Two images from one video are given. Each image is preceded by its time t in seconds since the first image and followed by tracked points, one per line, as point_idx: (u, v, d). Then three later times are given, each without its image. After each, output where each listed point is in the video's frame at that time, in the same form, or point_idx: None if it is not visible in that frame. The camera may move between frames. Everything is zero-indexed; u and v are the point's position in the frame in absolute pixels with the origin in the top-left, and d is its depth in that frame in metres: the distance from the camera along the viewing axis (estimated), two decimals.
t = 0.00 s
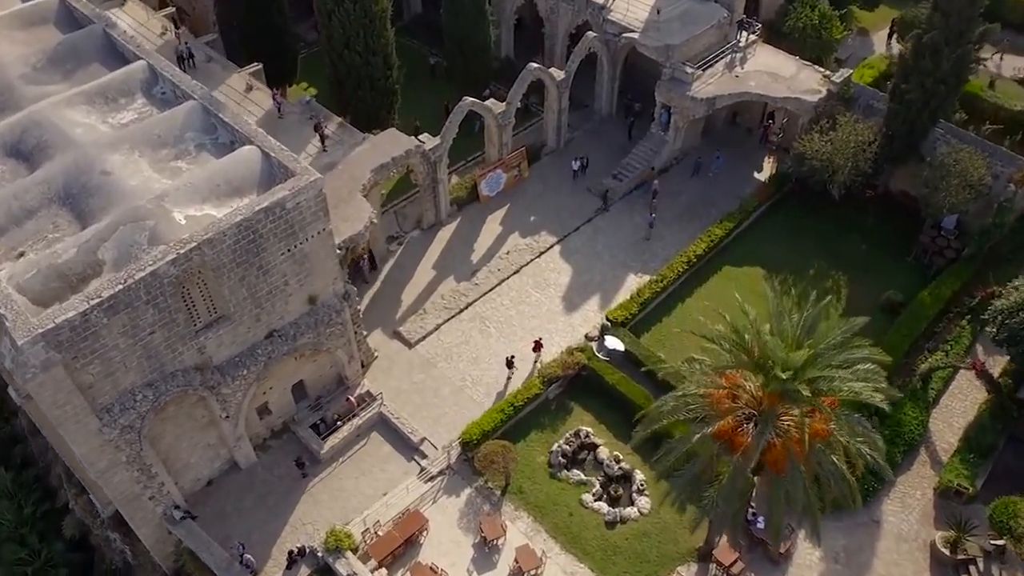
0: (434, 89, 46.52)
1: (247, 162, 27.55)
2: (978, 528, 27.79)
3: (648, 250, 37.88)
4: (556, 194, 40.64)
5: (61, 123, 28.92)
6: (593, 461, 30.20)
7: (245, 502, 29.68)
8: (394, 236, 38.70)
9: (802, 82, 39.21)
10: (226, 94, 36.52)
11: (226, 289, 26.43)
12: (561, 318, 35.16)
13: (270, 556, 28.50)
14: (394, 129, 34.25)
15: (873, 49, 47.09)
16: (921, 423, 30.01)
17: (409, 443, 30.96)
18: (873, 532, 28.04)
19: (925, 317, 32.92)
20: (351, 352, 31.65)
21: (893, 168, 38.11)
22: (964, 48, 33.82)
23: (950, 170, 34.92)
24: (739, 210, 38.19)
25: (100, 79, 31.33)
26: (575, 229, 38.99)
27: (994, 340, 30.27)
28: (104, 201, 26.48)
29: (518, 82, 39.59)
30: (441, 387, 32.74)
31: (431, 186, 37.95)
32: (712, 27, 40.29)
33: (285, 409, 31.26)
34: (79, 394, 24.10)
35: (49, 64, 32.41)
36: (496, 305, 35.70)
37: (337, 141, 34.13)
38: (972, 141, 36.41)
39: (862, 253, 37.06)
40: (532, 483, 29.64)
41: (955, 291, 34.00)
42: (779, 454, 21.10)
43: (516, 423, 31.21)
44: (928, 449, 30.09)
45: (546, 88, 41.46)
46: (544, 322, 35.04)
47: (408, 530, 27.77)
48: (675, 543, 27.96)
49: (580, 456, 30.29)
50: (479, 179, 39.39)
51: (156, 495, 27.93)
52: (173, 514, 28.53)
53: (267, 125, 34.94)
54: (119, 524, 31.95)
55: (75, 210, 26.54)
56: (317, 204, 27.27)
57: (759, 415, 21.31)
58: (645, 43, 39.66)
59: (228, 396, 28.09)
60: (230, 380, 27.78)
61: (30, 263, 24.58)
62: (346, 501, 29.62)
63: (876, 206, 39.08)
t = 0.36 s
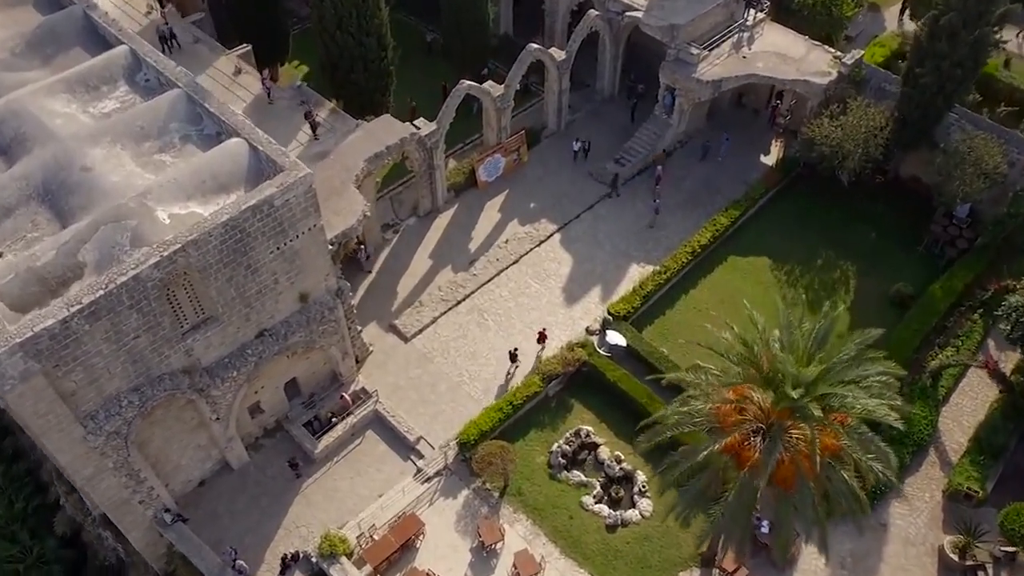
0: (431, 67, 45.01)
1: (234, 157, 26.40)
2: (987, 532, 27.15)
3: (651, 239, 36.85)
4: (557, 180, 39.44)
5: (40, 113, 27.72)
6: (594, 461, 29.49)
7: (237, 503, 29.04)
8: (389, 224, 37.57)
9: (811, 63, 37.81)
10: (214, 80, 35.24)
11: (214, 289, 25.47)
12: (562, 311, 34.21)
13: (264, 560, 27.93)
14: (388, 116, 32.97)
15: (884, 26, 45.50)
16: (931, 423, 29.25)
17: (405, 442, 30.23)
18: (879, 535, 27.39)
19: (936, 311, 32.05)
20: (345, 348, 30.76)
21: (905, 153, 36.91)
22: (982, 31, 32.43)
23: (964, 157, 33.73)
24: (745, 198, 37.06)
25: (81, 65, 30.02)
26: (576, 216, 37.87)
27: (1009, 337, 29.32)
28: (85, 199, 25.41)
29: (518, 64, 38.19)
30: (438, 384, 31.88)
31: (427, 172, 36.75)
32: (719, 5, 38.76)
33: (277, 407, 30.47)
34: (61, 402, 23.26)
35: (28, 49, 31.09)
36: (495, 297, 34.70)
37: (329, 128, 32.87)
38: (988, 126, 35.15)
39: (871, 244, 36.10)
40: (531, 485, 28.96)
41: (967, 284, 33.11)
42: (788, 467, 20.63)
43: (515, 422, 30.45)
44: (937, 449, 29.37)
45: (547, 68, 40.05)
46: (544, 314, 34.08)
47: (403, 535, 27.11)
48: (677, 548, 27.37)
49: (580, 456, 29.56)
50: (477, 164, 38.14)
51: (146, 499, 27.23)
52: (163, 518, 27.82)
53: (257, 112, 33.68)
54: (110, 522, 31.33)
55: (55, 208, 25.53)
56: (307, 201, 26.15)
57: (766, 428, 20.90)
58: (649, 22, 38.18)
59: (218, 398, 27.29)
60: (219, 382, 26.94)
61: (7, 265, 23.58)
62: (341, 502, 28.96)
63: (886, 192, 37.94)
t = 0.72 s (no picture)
0: (426, 46, 43.50)
1: (219, 154, 25.27)
2: (996, 539, 26.60)
3: (654, 230, 35.80)
4: (557, 167, 38.29)
5: (16, 107, 26.52)
6: (594, 464, 28.80)
7: (230, 509, 28.43)
8: (384, 214, 36.47)
9: (821, 46, 36.45)
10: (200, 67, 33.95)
11: (200, 295, 24.52)
12: (561, 306, 33.28)
13: (257, 567, 27.39)
14: (381, 105, 31.73)
15: (895, 3, 43.95)
16: (940, 426, 28.59)
17: (401, 445, 29.51)
18: (886, 542, 26.80)
19: (947, 309, 31.25)
20: (338, 348, 29.90)
21: (917, 141, 35.74)
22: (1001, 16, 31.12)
23: (979, 148, 32.61)
24: (751, 187, 35.98)
25: (60, 54, 28.72)
26: (577, 206, 36.75)
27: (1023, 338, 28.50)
28: (64, 200, 24.36)
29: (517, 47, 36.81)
30: (435, 383, 31.06)
31: (423, 161, 35.56)
32: None
33: (269, 408, 29.70)
34: (43, 415, 22.44)
35: (4, 36, 29.76)
36: (492, 291, 33.69)
37: (321, 118, 31.64)
38: (1003, 114, 33.98)
39: (880, 235, 35.15)
40: (530, 490, 28.27)
41: (979, 280, 32.26)
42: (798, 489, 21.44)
43: (513, 424, 29.67)
44: (946, 452, 28.72)
45: (547, 51, 38.68)
46: (544, 310, 33.15)
47: (399, 543, 26.47)
48: (679, 555, 26.79)
49: (580, 459, 28.85)
50: (475, 152, 36.93)
51: (135, 506, 26.53)
52: (153, 525, 27.15)
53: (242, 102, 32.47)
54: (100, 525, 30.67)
55: (33, 210, 24.48)
56: (296, 200, 25.12)
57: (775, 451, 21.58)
58: (654, 3, 36.73)
59: (208, 403, 26.51)
60: (208, 388, 26.15)
61: None
62: (335, 507, 28.35)
63: (896, 181, 36.83)
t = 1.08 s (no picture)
0: (421, 27, 41.93)
1: (204, 156, 24.16)
2: (1005, 550, 26.02)
3: (657, 223, 34.73)
4: (557, 156, 37.10)
5: None
6: (595, 470, 28.13)
7: (222, 516, 27.83)
8: (379, 206, 35.36)
9: (832, 30, 35.07)
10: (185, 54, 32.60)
11: (186, 304, 23.60)
12: (561, 303, 32.30)
13: None
14: (375, 96, 30.47)
15: None
16: (950, 431, 27.94)
17: (397, 450, 28.79)
18: (893, 553, 26.21)
19: (959, 308, 30.46)
20: (332, 350, 28.99)
21: (930, 131, 34.52)
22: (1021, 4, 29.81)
23: (995, 140, 31.46)
24: (757, 178, 34.84)
25: (37, 46, 27.45)
26: (577, 197, 35.63)
27: None
28: (42, 206, 23.35)
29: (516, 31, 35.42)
30: (431, 384, 30.23)
31: (419, 151, 34.36)
32: None
33: (261, 412, 28.93)
34: (23, 433, 21.67)
35: None
36: (490, 288, 32.69)
37: (312, 110, 30.41)
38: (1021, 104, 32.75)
39: (889, 229, 34.12)
40: (528, 497, 27.62)
41: (992, 277, 31.30)
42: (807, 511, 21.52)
43: (511, 428, 28.93)
44: (956, 458, 28.06)
45: (547, 34, 37.27)
46: (543, 308, 32.18)
47: (394, 553, 25.87)
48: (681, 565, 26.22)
49: (581, 465, 28.18)
50: (472, 141, 35.71)
51: (124, 516, 25.86)
52: (144, 534, 26.54)
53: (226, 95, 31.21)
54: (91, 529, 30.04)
55: (10, 216, 23.47)
56: (284, 204, 24.05)
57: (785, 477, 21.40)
58: None
59: (197, 412, 25.75)
60: (197, 397, 25.37)
61: None
62: (330, 514, 27.73)
63: (907, 171, 35.70)
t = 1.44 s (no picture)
0: (416, 11, 40.52)
1: (186, 163, 23.10)
2: (1013, 564, 25.50)
3: (660, 219, 33.68)
4: (557, 148, 35.93)
5: None
6: (595, 480, 27.49)
7: (213, 528, 27.25)
8: (373, 201, 34.31)
9: (843, 18, 33.75)
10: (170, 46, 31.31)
11: (170, 319, 22.74)
12: (561, 304, 31.39)
13: None
14: (367, 91, 29.29)
15: None
16: (958, 440, 27.33)
17: (392, 459, 28.14)
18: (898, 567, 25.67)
19: (970, 312, 29.63)
20: (324, 357, 28.15)
21: (943, 124, 33.30)
22: None
23: (1011, 136, 30.28)
24: (763, 173, 33.73)
25: (12, 42, 26.20)
26: (578, 192, 34.54)
27: None
28: (18, 217, 22.34)
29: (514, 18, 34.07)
30: (427, 390, 29.47)
31: (414, 145, 33.21)
32: None
33: (253, 420, 28.21)
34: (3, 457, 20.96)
35: None
36: (488, 288, 31.76)
37: (302, 106, 29.24)
38: None
39: (899, 226, 33.15)
40: (527, 509, 27.02)
41: (1004, 279, 30.38)
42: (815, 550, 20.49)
43: (509, 436, 28.23)
44: (964, 468, 27.43)
45: (546, 20, 35.90)
46: (542, 309, 31.27)
47: (389, 568, 25.27)
48: None
49: (580, 475, 27.53)
50: (469, 133, 34.55)
51: (113, 531, 25.25)
52: (134, 547, 25.92)
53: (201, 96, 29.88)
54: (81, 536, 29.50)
55: None
56: (271, 214, 23.06)
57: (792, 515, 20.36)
58: None
59: (185, 426, 25.02)
60: (184, 412, 24.63)
61: None
62: (323, 526, 27.15)
63: (918, 164, 34.61)
